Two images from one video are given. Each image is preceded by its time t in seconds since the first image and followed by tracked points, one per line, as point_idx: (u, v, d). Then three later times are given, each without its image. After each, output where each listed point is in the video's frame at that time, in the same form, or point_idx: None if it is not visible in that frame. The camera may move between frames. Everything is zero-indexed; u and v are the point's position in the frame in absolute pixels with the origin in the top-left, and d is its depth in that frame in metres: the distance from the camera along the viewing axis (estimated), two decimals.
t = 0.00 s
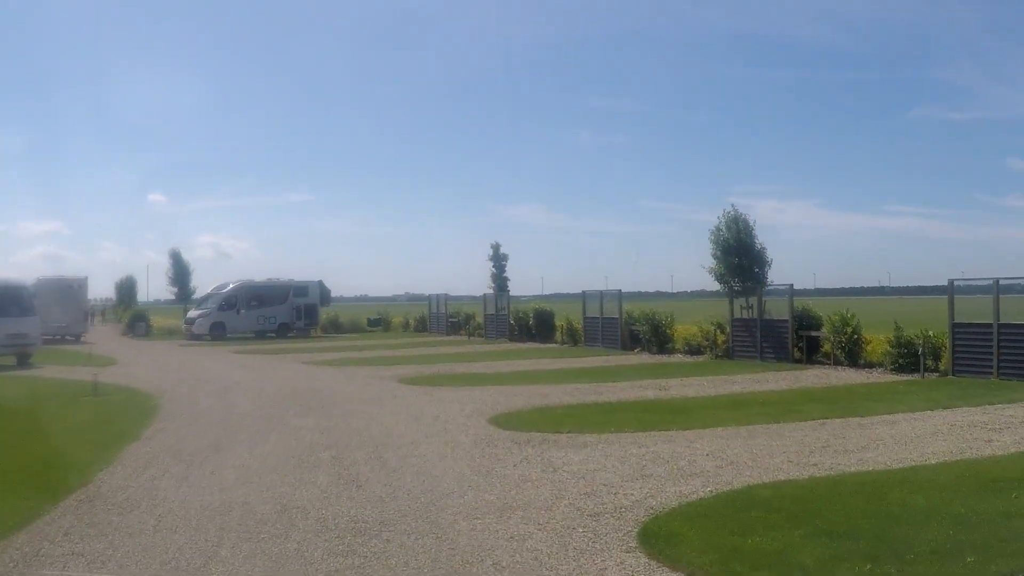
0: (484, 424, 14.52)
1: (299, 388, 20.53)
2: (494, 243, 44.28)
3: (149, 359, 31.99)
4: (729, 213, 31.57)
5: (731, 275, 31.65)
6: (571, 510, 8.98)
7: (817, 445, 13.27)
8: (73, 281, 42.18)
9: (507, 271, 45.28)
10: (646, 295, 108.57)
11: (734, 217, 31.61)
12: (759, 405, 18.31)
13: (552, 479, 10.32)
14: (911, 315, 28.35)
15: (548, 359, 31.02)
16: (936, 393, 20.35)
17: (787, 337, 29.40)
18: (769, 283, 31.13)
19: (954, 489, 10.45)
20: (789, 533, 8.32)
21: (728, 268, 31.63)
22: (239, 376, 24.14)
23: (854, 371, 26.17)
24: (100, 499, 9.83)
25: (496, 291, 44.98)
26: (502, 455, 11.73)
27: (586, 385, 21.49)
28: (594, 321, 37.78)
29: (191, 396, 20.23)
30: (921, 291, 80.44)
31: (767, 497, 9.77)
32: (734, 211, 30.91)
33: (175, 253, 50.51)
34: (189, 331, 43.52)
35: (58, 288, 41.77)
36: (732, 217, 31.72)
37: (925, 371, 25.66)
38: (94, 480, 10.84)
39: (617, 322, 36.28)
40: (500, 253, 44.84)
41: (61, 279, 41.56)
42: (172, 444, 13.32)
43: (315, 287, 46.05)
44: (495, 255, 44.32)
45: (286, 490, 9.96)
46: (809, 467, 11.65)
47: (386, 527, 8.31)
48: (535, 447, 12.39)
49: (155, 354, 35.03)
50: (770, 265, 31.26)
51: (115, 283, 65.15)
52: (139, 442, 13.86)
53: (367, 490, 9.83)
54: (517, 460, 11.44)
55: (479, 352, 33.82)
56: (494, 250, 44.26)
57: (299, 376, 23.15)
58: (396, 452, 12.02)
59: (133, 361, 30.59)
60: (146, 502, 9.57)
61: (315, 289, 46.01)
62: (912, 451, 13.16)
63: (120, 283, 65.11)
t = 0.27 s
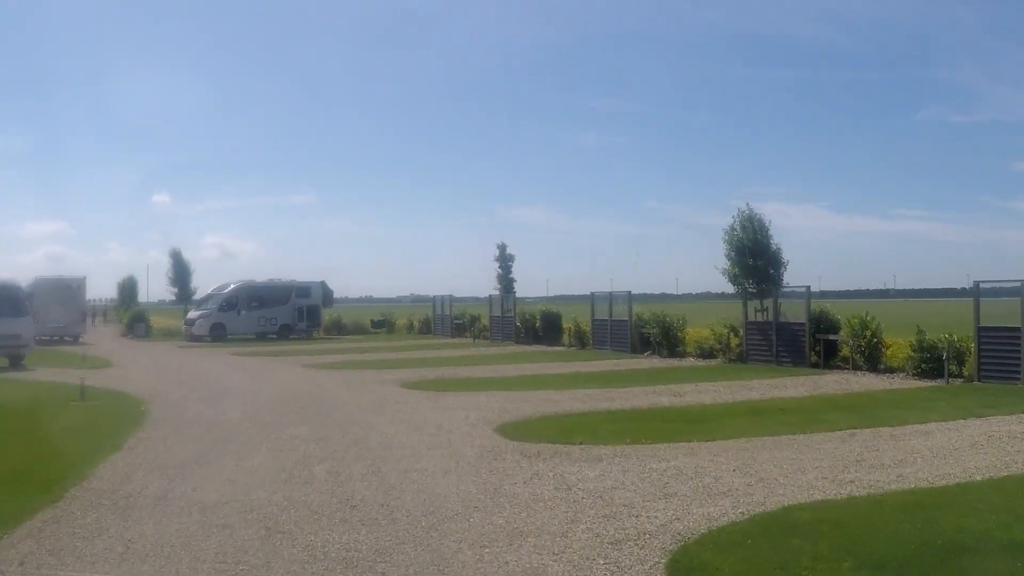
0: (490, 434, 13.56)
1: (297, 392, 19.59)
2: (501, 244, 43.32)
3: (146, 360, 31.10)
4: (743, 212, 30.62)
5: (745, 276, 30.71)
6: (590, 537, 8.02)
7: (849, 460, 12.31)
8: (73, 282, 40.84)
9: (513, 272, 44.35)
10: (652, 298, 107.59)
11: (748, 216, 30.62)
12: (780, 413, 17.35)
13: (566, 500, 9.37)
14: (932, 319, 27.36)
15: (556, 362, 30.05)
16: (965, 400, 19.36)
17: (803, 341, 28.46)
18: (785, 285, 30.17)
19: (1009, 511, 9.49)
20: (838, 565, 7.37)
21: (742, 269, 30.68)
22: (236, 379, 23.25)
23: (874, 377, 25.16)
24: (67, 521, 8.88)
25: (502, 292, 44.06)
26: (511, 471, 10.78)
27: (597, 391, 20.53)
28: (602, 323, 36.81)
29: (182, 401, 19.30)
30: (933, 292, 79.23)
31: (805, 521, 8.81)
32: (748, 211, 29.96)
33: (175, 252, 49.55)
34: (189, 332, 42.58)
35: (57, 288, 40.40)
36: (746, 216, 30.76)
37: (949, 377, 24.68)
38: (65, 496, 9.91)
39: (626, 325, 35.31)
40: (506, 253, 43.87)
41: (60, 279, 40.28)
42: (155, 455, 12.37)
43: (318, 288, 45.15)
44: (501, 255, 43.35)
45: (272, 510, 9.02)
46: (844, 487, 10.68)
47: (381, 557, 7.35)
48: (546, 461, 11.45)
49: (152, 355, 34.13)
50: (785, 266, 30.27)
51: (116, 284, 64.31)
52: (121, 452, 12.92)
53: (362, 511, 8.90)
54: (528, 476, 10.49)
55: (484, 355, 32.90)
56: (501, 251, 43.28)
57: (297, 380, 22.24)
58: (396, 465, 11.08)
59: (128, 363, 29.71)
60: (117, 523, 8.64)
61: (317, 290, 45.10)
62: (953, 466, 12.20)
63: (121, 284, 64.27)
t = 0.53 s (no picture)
0: (495, 436, 12.76)
1: (293, 389, 18.79)
2: (504, 237, 42.49)
3: (141, 356, 30.33)
4: (754, 203, 29.78)
5: (756, 269, 29.89)
6: (608, 558, 7.19)
7: (882, 466, 11.47)
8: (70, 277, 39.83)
9: (517, 266, 43.51)
10: (657, 292, 106.73)
11: (760, 207, 29.78)
12: (799, 412, 16.50)
13: (580, 513, 8.55)
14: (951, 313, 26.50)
15: (561, 358, 29.22)
16: (991, 398, 18.52)
17: (818, 336, 27.64)
18: (798, 278, 29.33)
19: None
20: None
21: (754, 262, 29.86)
22: (230, 376, 22.44)
23: (892, 373, 24.35)
24: (34, 536, 8.06)
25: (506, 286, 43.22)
26: (520, 478, 9.98)
27: (606, 388, 19.70)
28: (609, 318, 35.96)
29: (173, 399, 18.47)
30: (941, 284, 78.38)
31: (846, 537, 8.00)
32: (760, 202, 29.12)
33: (173, 246, 48.73)
34: (187, 328, 41.62)
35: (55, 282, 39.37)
36: (757, 207, 29.91)
37: (970, 373, 23.83)
38: (33, 508, 9.08)
39: (633, 319, 34.46)
40: (510, 247, 43.05)
41: (58, 274, 39.27)
42: (138, 459, 11.55)
43: (319, 283, 44.25)
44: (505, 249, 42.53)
45: (260, 524, 8.21)
46: (880, 497, 9.87)
47: None
48: (557, 467, 10.62)
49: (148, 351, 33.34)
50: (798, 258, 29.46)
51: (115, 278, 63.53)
52: (103, 454, 12.11)
53: (357, 527, 8.07)
54: (537, 485, 9.67)
55: (488, 351, 32.07)
56: (504, 244, 42.46)
57: (294, 376, 21.44)
58: (396, 472, 10.29)
59: (123, 359, 28.94)
60: (85, 542, 7.80)
61: (318, 285, 44.19)
62: (993, 472, 11.36)
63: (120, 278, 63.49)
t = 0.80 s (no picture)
0: (504, 451, 11.93)
1: (292, 395, 17.99)
2: (512, 240, 41.68)
3: (140, 360, 29.58)
4: (769, 205, 29.06)
5: (771, 273, 29.14)
6: None
7: (924, 486, 10.61)
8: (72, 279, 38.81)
9: (525, 270, 42.70)
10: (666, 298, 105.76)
11: (775, 209, 29.06)
12: (824, 423, 15.64)
13: (600, 542, 7.73)
14: (975, 320, 25.59)
15: (571, 364, 28.38)
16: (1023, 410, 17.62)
17: (836, 343, 26.79)
18: (814, 282, 28.53)
19: None
20: None
21: (769, 266, 29.12)
22: (228, 381, 21.65)
23: (914, 381, 23.48)
24: None
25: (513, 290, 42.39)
26: (532, 500, 9.15)
27: (619, 397, 18.86)
28: (619, 323, 35.12)
29: (167, 405, 17.66)
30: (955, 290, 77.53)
31: (899, 572, 7.14)
32: (775, 203, 28.38)
33: (176, 248, 48.05)
34: (189, 331, 40.64)
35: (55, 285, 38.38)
36: (772, 209, 29.17)
37: (996, 382, 22.92)
38: None
39: (644, 325, 33.61)
40: (517, 250, 42.22)
41: (59, 276, 38.29)
42: (121, 474, 10.74)
43: (323, 286, 43.32)
44: (513, 252, 41.70)
45: (246, 553, 7.40)
46: (927, 522, 9.02)
47: None
48: (571, 487, 9.79)
49: (148, 354, 32.56)
50: (815, 262, 28.67)
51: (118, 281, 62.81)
52: (84, 467, 11.31)
53: (353, 556, 7.25)
54: (552, 508, 8.84)
55: (496, 356, 31.24)
56: (512, 247, 41.65)
57: (294, 382, 20.64)
58: (397, 492, 9.47)
59: (121, 362, 28.19)
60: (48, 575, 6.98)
61: (322, 288, 43.24)
62: None
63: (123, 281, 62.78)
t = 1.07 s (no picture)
0: (518, 467, 10.99)
1: (292, 403, 17.06)
2: (522, 241, 40.74)
3: (140, 364, 28.71)
4: (789, 204, 28.24)
5: (791, 274, 28.26)
6: None
7: (980, 509, 9.65)
8: (72, 281, 37.76)
9: (535, 272, 41.76)
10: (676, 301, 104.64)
11: (795, 209, 28.26)
12: (858, 435, 14.66)
13: None
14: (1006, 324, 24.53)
15: (584, 369, 27.39)
16: None
17: (859, 347, 25.83)
18: (836, 284, 27.60)
19: None
20: None
21: (789, 267, 28.26)
22: (227, 386, 20.72)
23: (943, 388, 22.46)
24: None
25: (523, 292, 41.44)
26: (550, 527, 8.21)
27: (636, 405, 17.91)
28: (632, 326, 34.16)
29: (160, 413, 16.78)
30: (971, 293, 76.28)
31: None
32: (795, 202, 27.56)
33: (179, 250, 47.21)
34: (191, 334, 39.66)
35: (55, 287, 37.36)
36: (792, 208, 28.36)
37: None
38: None
39: (658, 328, 32.66)
40: (527, 251, 41.28)
41: (58, 278, 37.28)
42: (98, 494, 9.80)
43: (328, 288, 42.04)
44: (522, 253, 40.76)
45: None
46: (992, 552, 8.05)
47: None
48: (592, 510, 8.87)
49: (149, 358, 31.75)
50: (837, 263, 27.78)
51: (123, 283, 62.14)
52: (61, 485, 10.38)
53: None
54: (573, 537, 7.91)
55: (505, 360, 30.28)
56: (521, 248, 40.72)
57: (296, 388, 19.71)
58: (401, 517, 8.53)
59: (120, 367, 27.33)
60: None
61: (328, 290, 42.05)
62: None
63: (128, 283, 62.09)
